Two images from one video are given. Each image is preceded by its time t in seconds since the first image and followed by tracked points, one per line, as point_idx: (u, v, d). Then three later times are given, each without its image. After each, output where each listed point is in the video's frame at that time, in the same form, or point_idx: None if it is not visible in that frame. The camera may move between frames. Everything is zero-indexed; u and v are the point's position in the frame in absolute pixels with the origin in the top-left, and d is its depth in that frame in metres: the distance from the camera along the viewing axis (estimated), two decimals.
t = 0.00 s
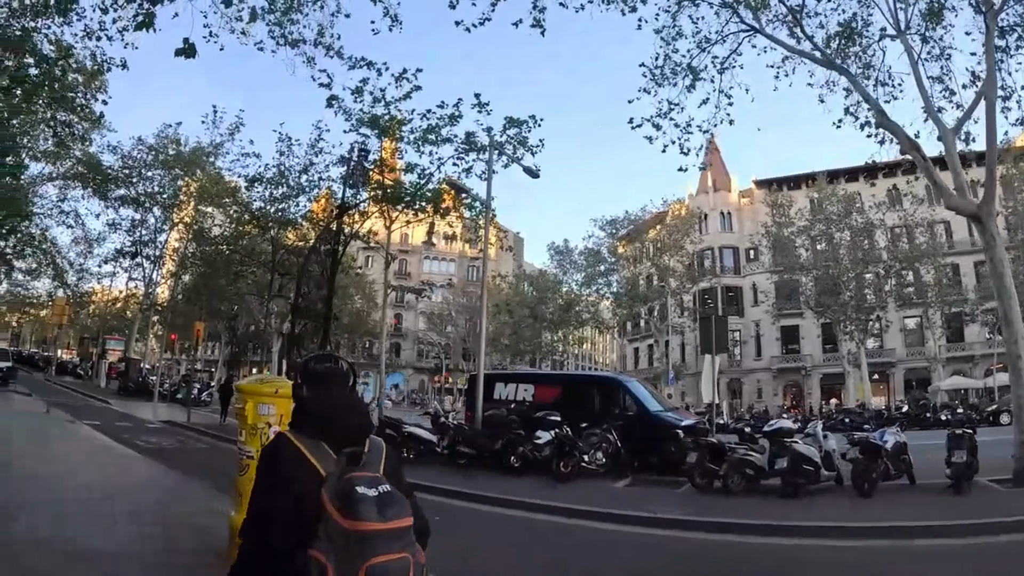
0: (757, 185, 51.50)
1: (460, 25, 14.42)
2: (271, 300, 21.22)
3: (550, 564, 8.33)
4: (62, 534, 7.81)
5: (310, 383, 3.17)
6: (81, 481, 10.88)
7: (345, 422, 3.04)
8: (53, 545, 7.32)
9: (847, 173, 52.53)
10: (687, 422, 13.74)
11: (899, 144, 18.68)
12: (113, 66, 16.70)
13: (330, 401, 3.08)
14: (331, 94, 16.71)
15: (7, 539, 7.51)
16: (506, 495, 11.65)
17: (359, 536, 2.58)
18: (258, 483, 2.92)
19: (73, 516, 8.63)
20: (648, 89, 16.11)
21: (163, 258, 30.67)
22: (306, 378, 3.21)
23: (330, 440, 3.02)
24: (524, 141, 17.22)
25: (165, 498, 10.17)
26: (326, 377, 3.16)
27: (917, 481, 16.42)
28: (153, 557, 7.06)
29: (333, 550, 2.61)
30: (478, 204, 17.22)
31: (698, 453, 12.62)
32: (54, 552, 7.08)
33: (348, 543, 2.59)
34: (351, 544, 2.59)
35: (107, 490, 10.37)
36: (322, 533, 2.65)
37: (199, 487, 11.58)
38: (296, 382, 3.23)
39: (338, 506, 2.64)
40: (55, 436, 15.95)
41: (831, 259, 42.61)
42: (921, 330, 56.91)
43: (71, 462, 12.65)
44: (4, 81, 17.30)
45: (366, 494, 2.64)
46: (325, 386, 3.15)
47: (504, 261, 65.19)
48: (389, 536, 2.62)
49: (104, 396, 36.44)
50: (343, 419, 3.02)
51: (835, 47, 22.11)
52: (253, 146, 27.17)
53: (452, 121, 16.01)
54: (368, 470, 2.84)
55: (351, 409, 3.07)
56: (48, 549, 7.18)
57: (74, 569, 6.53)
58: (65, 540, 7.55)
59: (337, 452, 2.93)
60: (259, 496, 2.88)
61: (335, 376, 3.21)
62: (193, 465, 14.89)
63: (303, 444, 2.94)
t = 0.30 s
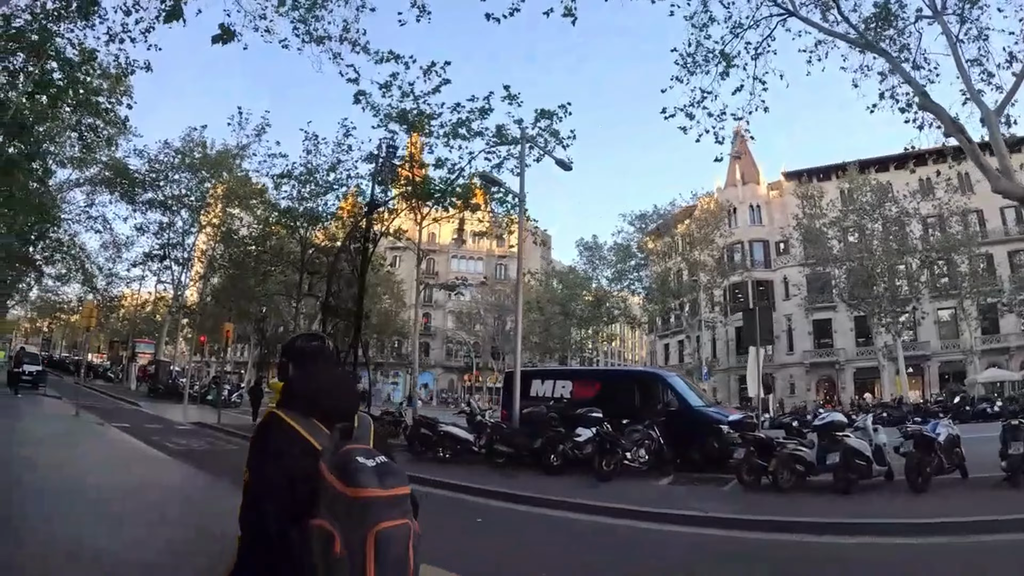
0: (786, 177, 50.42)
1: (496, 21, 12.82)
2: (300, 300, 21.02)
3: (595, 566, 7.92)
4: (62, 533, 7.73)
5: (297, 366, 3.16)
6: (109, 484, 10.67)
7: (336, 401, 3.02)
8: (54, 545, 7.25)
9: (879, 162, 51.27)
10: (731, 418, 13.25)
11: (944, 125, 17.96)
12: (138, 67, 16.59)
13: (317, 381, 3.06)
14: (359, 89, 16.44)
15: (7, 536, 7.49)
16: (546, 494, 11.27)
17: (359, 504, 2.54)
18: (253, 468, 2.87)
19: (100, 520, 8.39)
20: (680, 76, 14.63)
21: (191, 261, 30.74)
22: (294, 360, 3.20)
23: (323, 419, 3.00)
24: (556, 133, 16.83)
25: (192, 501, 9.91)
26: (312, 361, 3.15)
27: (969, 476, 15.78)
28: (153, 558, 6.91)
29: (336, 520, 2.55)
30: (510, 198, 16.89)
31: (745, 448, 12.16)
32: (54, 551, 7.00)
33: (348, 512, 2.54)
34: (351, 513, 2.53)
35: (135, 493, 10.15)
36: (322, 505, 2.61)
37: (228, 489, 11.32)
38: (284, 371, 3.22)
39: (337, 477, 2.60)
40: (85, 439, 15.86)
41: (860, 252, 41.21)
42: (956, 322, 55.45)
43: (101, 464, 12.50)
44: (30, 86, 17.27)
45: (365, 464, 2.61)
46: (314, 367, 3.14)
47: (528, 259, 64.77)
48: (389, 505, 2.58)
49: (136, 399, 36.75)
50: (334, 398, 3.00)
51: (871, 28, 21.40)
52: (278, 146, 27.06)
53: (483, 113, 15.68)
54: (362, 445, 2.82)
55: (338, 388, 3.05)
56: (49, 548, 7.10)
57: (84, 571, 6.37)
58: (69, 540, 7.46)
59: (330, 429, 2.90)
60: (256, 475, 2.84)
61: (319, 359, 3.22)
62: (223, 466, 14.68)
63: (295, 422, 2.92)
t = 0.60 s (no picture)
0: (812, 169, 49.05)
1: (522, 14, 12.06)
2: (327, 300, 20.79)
3: (633, 571, 7.49)
4: (70, 536, 7.57)
5: (271, 372, 3.30)
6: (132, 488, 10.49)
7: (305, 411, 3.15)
8: (58, 548, 7.09)
9: (908, 151, 50.05)
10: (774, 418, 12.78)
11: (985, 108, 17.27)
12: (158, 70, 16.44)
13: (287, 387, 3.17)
14: (383, 84, 16.17)
15: (14, 538, 7.36)
16: (582, 496, 10.84)
17: (306, 518, 2.70)
18: (219, 473, 3.07)
19: (119, 524, 8.19)
20: (709, 63, 14.43)
21: (215, 263, 30.70)
22: (268, 365, 3.35)
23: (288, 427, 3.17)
24: (585, 125, 16.46)
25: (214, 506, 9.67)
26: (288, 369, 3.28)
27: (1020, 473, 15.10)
28: (156, 563, 6.66)
29: (284, 534, 2.74)
30: (537, 193, 16.55)
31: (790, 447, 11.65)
32: (57, 554, 6.81)
33: (296, 528, 2.71)
34: (298, 529, 2.70)
35: (157, 496, 9.96)
36: (274, 517, 2.79)
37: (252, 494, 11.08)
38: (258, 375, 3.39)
39: (291, 492, 2.75)
40: (107, 443, 15.78)
41: (889, 243, 39.73)
42: (989, 314, 54.03)
43: (125, 468, 12.35)
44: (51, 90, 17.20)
45: (316, 479, 2.76)
46: (287, 376, 3.27)
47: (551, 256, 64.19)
48: (337, 521, 2.73)
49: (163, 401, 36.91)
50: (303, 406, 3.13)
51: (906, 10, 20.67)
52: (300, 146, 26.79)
53: (510, 106, 15.35)
54: (323, 454, 2.96)
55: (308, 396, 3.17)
56: (54, 551, 6.95)
57: None
58: (75, 543, 7.30)
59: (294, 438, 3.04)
60: (224, 479, 3.05)
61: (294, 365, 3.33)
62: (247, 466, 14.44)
63: (261, 431, 3.07)
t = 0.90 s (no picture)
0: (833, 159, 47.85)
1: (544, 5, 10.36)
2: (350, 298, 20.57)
3: (677, 572, 7.13)
4: (79, 539, 7.31)
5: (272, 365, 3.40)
6: (156, 489, 10.30)
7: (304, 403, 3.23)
8: (63, 551, 6.81)
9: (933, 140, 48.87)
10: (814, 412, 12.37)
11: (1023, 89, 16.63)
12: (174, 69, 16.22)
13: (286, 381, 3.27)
14: (405, 77, 15.90)
15: (21, 542, 7.11)
16: (618, 494, 10.48)
17: (293, 504, 2.76)
18: (219, 464, 3.22)
19: (140, 525, 7.98)
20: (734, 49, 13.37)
21: (235, 263, 30.60)
22: (267, 359, 3.49)
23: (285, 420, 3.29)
24: (610, 115, 16.09)
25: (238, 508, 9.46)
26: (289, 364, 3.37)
27: None
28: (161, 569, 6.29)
29: (274, 519, 2.81)
30: (562, 186, 16.22)
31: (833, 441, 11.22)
32: (69, 557, 6.59)
33: (285, 514, 2.76)
34: (286, 516, 2.75)
35: (181, 497, 9.75)
36: (265, 503, 2.87)
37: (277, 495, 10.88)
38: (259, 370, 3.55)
39: (283, 478, 2.83)
40: (128, 444, 15.62)
41: (913, 235, 38.54)
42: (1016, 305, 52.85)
43: (148, 469, 12.17)
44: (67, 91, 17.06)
45: (307, 467, 2.83)
46: (287, 369, 3.36)
47: (570, 252, 63.66)
48: (325, 507, 2.77)
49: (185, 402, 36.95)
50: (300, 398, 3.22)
51: None
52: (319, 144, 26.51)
53: (534, 97, 15.04)
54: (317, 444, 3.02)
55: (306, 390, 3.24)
56: (57, 555, 6.67)
57: None
58: (80, 547, 7.02)
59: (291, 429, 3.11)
60: (227, 471, 3.20)
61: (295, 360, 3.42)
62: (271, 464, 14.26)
63: (259, 422, 3.27)
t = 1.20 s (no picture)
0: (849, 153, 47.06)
1: None
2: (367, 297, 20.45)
3: None
4: (87, 542, 7.19)
5: (261, 357, 3.38)
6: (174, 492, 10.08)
7: (299, 393, 3.24)
8: (65, 556, 6.65)
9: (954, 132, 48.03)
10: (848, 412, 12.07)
11: None
12: (185, 69, 16.00)
13: (278, 371, 3.26)
14: (423, 72, 15.69)
15: (25, 545, 6.99)
16: (648, 497, 10.17)
17: (299, 489, 2.80)
18: (217, 458, 3.16)
19: (157, 529, 7.78)
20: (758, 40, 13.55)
21: (249, 263, 30.51)
22: (256, 349, 3.42)
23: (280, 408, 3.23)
24: (632, 108, 15.81)
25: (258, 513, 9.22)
26: (276, 354, 3.35)
27: None
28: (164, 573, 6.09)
29: (281, 506, 2.82)
30: (583, 181, 15.98)
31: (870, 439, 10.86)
32: (74, 561, 6.50)
33: (291, 499, 2.79)
34: (292, 502, 2.78)
35: (198, 500, 9.54)
36: (270, 492, 2.87)
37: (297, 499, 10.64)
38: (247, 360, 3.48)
39: (286, 465, 2.85)
40: (142, 445, 15.59)
41: (933, 228, 37.67)
42: None
43: (166, 472, 11.98)
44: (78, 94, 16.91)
45: (312, 454, 2.86)
46: (276, 359, 3.35)
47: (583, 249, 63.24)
48: (328, 493, 2.83)
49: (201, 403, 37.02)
50: (293, 389, 3.23)
51: None
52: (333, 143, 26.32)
53: (554, 91, 14.81)
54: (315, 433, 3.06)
55: (298, 381, 3.25)
56: (59, 561, 6.51)
57: None
58: (84, 550, 6.88)
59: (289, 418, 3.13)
60: (225, 461, 3.13)
61: (284, 351, 3.42)
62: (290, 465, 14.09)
63: (256, 412, 3.17)
